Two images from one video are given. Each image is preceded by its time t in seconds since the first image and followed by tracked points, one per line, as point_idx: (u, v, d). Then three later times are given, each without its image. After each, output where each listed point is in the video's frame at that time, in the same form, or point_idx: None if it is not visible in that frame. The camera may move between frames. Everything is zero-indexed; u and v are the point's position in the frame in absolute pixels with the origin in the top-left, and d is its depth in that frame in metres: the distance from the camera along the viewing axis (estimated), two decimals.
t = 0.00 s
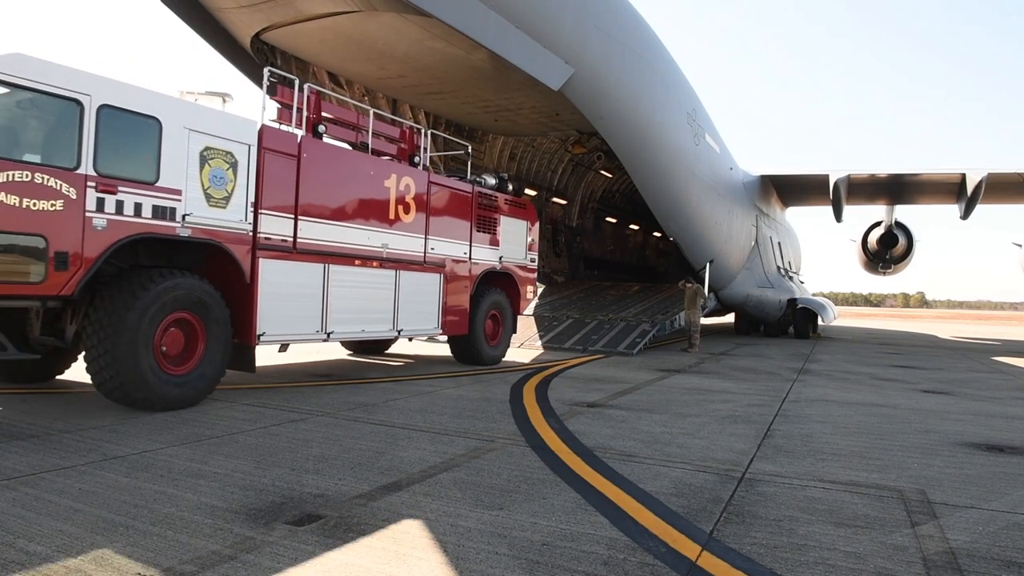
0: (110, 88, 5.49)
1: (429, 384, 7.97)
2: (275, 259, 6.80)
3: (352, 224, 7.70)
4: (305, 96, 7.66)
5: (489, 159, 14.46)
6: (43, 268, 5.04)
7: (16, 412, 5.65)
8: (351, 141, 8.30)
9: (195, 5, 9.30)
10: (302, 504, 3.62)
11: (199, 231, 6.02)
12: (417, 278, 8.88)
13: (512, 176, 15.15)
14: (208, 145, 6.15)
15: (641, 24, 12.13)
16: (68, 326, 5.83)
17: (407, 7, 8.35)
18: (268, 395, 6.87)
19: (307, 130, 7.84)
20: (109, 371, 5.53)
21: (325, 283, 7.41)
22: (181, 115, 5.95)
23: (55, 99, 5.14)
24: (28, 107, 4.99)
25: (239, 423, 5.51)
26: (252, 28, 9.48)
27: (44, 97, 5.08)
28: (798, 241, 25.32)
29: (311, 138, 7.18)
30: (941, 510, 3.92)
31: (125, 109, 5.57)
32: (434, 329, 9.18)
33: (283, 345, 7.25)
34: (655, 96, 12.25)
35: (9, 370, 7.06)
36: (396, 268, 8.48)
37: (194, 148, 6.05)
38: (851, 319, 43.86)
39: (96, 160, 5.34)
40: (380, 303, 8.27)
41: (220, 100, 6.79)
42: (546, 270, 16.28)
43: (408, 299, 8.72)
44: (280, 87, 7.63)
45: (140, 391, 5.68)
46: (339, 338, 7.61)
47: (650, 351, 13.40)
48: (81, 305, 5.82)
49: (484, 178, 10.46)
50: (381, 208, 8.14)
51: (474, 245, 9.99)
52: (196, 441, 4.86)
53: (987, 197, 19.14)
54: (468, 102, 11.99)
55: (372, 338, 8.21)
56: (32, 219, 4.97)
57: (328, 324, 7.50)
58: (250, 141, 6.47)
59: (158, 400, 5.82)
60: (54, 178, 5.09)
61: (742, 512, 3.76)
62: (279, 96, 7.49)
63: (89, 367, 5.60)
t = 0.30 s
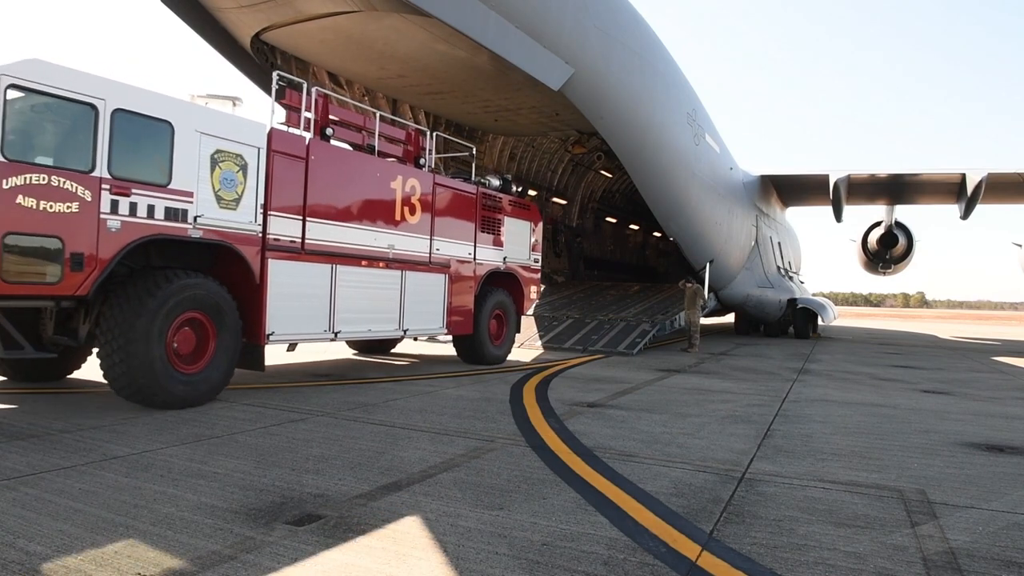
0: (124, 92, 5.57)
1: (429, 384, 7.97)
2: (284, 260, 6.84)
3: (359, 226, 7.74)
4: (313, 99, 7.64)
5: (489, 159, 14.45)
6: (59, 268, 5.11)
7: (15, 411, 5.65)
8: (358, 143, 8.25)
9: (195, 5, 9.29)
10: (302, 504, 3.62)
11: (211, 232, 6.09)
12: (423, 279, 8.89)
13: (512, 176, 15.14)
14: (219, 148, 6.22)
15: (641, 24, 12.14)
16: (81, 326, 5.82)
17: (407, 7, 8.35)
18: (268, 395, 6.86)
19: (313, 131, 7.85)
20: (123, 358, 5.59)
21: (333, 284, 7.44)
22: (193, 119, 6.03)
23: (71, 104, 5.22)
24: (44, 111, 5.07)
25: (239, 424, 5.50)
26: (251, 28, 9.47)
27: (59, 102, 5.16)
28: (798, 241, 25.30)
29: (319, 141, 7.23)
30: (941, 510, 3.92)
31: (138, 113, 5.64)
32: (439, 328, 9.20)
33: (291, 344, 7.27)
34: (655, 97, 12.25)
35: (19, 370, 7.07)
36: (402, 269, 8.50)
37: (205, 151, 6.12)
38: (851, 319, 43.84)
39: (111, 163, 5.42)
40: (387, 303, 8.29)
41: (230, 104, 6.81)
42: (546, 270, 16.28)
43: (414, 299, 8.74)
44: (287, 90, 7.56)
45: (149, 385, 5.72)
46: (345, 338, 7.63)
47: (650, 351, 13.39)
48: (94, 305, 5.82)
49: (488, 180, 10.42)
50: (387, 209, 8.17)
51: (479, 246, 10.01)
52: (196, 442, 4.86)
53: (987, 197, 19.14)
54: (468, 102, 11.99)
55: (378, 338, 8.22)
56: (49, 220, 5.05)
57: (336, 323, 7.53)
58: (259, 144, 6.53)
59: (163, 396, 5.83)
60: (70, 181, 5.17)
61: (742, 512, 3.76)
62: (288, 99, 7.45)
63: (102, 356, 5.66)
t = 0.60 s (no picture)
0: (137, 96, 5.63)
1: (430, 384, 7.97)
2: (293, 261, 6.89)
3: (366, 227, 7.77)
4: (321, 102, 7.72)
5: (489, 160, 14.45)
6: (74, 269, 5.19)
7: (15, 411, 5.65)
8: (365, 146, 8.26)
9: (195, 5, 9.29)
10: (302, 504, 3.61)
11: (222, 234, 6.15)
12: (428, 279, 8.91)
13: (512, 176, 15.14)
14: (230, 150, 6.27)
15: (641, 24, 12.14)
16: (93, 326, 5.89)
17: (407, 7, 8.35)
18: (268, 395, 6.86)
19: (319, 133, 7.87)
20: (139, 346, 5.68)
21: (341, 284, 7.47)
22: (205, 122, 6.09)
23: (86, 108, 5.29)
24: (60, 115, 5.14)
25: (239, 424, 5.51)
26: (251, 28, 9.47)
27: (75, 106, 5.23)
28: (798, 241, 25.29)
29: (326, 144, 7.27)
30: (941, 510, 3.92)
31: (151, 116, 5.71)
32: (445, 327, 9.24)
33: (299, 344, 7.31)
34: (655, 96, 12.25)
35: (31, 369, 7.10)
36: (409, 269, 8.53)
37: (216, 154, 6.17)
38: (851, 319, 43.83)
39: (125, 166, 5.49)
40: (393, 303, 8.31)
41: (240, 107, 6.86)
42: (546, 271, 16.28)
43: (420, 299, 8.75)
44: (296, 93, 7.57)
45: (159, 379, 5.79)
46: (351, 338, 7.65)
47: (650, 351, 13.40)
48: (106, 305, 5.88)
49: (492, 182, 10.43)
50: (394, 210, 8.20)
51: (484, 247, 10.02)
52: (197, 441, 4.86)
53: (987, 197, 19.13)
54: (468, 102, 11.98)
55: (385, 338, 8.25)
56: (65, 222, 5.12)
57: (344, 323, 7.56)
58: (269, 146, 6.58)
59: (171, 391, 5.89)
60: (85, 183, 5.24)
61: (742, 512, 3.76)
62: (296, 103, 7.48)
63: (116, 344, 5.74)
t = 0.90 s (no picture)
0: (150, 100, 5.73)
1: (430, 384, 7.97)
2: (301, 262, 6.93)
3: (373, 228, 7.81)
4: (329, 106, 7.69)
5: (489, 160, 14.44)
6: (89, 270, 5.32)
7: (15, 411, 5.65)
8: (371, 149, 8.30)
9: (195, 5, 9.29)
10: (302, 504, 3.61)
11: (232, 235, 6.22)
12: (433, 280, 8.93)
13: (512, 176, 15.13)
14: (240, 153, 6.34)
15: (641, 24, 12.14)
16: (105, 325, 5.98)
17: (407, 7, 8.35)
18: (268, 395, 6.85)
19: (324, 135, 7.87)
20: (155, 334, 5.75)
21: (347, 284, 7.51)
22: (217, 125, 6.17)
23: (100, 112, 5.40)
24: (76, 119, 5.27)
25: (239, 424, 5.51)
26: (252, 28, 9.46)
27: (90, 110, 5.35)
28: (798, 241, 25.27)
29: (334, 145, 7.30)
30: (941, 510, 3.92)
31: (164, 119, 5.80)
32: (450, 327, 9.26)
33: (306, 344, 7.33)
34: (655, 96, 12.24)
35: (41, 368, 7.16)
36: (414, 270, 8.55)
37: (227, 157, 6.24)
38: (851, 319, 43.81)
39: (138, 169, 5.60)
40: (399, 302, 8.33)
41: (249, 111, 6.95)
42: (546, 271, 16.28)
43: (425, 299, 8.77)
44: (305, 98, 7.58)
45: (169, 371, 5.85)
46: (356, 338, 7.67)
47: (650, 351, 13.40)
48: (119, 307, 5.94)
49: (497, 183, 10.54)
50: (399, 211, 8.24)
51: (488, 248, 10.03)
52: (197, 441, 4.86)
53: (987, 197, 19.13)
54: (468, 102, 11.98)
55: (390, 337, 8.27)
56: (81, 224, 5.26)
57: (351, 322, 7.60)
58: (278, 149, 6.64)
59: (177, 386, 5.93)
60: (100, 186, 5.36)
61: (742, 512, 3.76)
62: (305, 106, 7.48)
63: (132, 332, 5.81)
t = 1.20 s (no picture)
0: (163, 105, 5.84)
1: (430, 384, 7.97)
2: (309, 263, 7.00)
3: (379, 229, 7.86)
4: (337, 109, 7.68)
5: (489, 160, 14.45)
6: (103, 271, 5.43)
7: (16, 411, 5.65)
8: (378, 151, 8.25)
9: (195, 6, 9.29)
10: (302, 504, 3.61)
11: (242, 236, 6.32)
12: (439, 280, 8.96)
13: (512, 176, 15.12)
14: (250, 156, 6.44)
15: (641, 24, 12.14)
16: (118, 325, 6.00)
17: (407, 7, 8.36)
18: (269, 395, 6.85)
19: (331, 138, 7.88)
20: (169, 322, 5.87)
21: (353, 285, 7.55)
22: (227, 128, 6.27)
23: (115, 116, 5.52)
24: (91, 123, 5.38)
25: (239, 424, 5.51)
26: (252, 28, 9.47)
27: (105, 114, 5.47)
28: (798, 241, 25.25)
29: (341, 147, 7.36)
30: (941, 510, 3.92)
31: (176, 123, 5.90)
32: (456, 326, 9.28)
33: (313, 344, 7.38)
34: (655, 96, 12.25)
35: (56, 368, 7.22)
36: (420, 271, 8.59)
37: (237, 159, 6.35)
38: (851, 319, 43.78)
39: (152, 172, 5.72)
40: (404, 302, 8.36)
41: (258, 113, 6.98)
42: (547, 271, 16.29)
43: (430, 299, 8.79)
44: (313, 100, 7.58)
45: (180, 363, 5.92)
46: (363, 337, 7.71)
47: (650, 351, 13.40)
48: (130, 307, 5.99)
49: (501, 185, 10.53)
50: (406, 212, 8.28)
51: (493, 249, 10.05)
52: (198, 442, 4.86)
53: (987, 198, 19.12)
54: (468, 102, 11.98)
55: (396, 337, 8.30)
56: (96, 226, 5.37)
57: (357, 321, 7.65)
58: (287, 151, 6.74)
59: (185, 379, 6.00)
60: (114, 189, 5.47)
61: (742, 513, 3.76)
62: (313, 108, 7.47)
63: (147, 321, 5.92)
